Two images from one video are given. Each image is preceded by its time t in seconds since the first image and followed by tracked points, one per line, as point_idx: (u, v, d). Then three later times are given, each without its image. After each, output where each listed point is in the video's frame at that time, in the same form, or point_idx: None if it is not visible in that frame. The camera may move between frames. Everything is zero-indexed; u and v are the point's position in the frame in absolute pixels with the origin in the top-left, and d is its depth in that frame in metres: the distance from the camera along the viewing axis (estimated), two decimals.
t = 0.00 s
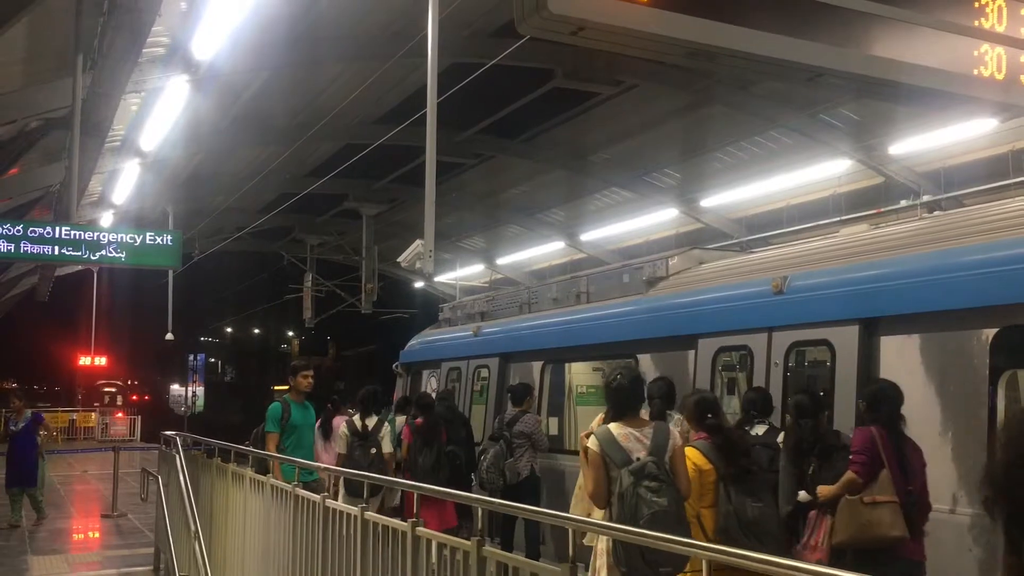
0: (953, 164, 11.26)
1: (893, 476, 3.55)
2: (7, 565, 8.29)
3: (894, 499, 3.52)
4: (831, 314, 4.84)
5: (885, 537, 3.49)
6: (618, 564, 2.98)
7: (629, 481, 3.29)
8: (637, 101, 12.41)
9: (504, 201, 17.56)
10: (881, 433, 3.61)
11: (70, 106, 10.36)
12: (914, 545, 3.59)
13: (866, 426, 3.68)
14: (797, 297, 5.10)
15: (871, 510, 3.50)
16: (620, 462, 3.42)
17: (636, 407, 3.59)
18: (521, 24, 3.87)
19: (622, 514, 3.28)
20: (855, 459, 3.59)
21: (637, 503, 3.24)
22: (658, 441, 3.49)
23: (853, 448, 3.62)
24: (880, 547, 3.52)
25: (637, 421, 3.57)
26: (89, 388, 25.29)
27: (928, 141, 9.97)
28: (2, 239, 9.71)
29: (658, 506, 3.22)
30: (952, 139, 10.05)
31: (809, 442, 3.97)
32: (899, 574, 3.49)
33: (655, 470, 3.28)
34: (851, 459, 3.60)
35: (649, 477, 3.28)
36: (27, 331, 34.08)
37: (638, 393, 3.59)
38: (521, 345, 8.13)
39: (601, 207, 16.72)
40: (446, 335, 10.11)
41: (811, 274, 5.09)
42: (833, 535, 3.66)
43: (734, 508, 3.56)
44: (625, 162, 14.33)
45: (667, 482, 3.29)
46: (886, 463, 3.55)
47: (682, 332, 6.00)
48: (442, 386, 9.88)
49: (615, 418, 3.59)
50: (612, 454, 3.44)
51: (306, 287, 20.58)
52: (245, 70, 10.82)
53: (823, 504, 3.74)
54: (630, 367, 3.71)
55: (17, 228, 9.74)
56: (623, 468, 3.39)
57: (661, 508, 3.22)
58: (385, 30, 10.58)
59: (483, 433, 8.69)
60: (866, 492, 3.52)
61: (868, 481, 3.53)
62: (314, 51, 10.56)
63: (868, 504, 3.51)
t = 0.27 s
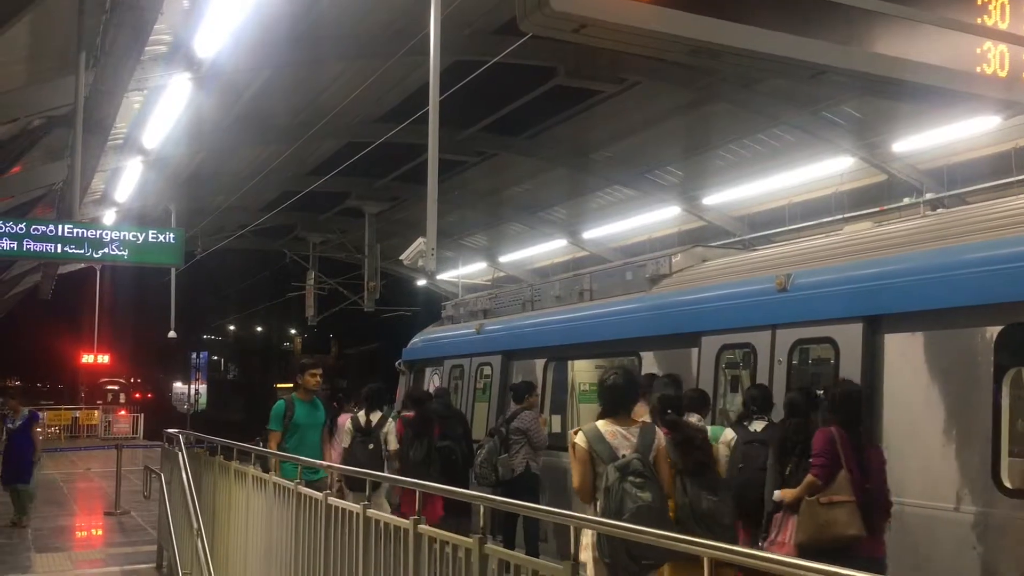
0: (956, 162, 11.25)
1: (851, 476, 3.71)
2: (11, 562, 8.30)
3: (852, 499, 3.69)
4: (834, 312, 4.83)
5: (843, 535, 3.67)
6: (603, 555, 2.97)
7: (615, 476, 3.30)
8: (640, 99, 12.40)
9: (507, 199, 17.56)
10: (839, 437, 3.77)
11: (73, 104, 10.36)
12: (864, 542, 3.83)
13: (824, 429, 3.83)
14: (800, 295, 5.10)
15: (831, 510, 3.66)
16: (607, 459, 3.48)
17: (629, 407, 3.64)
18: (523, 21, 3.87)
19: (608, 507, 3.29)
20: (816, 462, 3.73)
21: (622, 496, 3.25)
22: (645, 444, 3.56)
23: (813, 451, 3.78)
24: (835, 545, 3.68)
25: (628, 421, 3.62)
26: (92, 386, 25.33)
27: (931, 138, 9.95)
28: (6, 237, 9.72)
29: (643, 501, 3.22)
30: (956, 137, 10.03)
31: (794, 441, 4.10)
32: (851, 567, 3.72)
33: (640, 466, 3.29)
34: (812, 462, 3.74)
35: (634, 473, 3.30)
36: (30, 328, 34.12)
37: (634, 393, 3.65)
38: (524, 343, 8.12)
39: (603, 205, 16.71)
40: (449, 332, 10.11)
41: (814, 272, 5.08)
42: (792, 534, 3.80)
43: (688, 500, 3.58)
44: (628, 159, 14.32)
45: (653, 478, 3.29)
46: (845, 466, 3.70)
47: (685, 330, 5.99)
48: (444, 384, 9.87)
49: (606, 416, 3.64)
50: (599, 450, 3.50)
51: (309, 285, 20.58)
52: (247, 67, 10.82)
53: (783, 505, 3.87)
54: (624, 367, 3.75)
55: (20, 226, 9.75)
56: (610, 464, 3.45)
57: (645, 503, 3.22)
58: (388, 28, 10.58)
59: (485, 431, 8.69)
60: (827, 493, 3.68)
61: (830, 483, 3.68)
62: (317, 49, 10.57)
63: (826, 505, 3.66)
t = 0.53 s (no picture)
0: (958, 160, 11.24)
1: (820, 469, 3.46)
2: (13, 559, 8.32)
3: (819, 490, 3.44)
4: (835, 310, 4.84)
5: (810, 527, 3.40)
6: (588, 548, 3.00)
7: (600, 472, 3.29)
8: (641, 97, 12.40)
9: (508, 197, 17.56)
10: (806, 428, 3.54)
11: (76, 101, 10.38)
12: (847, 537, 3.48)
13: (794, 421, 3.61)
14: (801, 293, 5.10)
15: (795, 502, 3.43)
16: (594, 454, 3.52)
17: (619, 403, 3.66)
18: (526, 18, 3.86)
19: (592, 503, 3.28)
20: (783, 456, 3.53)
21: (606, 491, 3.24)
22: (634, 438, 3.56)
23: (782, 444, 3.57)
24: (808, 540, 3.43)
25: (618, 416, 3.64)
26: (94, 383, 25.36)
27: (933, 136, 9.95)
28: (7, 235, 9.73)
29: (627, 496, 3.21)
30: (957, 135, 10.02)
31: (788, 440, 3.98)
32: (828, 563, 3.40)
33: (627, 461, 3.27)
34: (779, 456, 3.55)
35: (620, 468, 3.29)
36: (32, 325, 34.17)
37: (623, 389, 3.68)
38: (525, 341, 8.13)
39: (605, 203, 16.71)
40: (450, 330, 10.11)
41: (814, 270, 5.09)
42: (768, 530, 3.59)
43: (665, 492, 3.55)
44: (629, 157, 14.31)
45: (638, 473, 3.27)
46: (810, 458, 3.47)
47: (686, 327, 6.00)
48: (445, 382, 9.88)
49: (597, 411, 3.67)
50: (588, 445, 3.54)
51: (311, 282, 20.60)
52: (249, 65, 10.83)
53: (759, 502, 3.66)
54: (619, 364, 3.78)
55: (22, 223, 9.76)
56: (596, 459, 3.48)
57: (629, 498, 3.20)
58: (389, 25, 10.58)
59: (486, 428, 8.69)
60: (790, 487, 3.46)
61: (794, 476, 3.47)
62: (318, 46, 10.57)
63: (791, 497, 3.44)
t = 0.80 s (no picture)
0: (958, 159, 11.23)
1: (794, 470, 3.48)
2: (13, 555, 8.33)
3: (789, 492, 3.47)
4: (834, 308, 4.84)
5: (776, 527, 3.47)
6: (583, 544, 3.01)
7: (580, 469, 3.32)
8: (642, 95, 12.40)
9: (509, 195, 17.55)
10: (784, 430, 3.54)
11: (76, 98, 10.39)
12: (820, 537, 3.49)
13: (776, 421, 3.62)
14: (801, 292, 5.11)
15: (765, 501, 3.50)
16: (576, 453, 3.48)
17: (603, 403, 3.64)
18: (526, 17, 3.86)
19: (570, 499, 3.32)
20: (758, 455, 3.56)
21: (585, 488, 3.27)
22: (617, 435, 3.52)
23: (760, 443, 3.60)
24: (776, 538, 3.50)
25: (600, 415, 3.62)
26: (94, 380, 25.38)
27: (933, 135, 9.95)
28: (8, 232, 9.74)
29: (605, 492, 3.24)
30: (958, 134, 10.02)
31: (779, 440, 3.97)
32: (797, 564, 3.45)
33: (607, 458, 3.30)
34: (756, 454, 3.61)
35: (601, 464, 3.31)
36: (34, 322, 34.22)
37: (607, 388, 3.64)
38: (525, 339, 8.14)
39: (605, 201, 16.70)
40: (451, 328, 10.12)
41: (814, 269, 5.09)
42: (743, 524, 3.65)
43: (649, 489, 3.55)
44: (630, 155, 14.31)
45: (619, 470, 3.30)
46: (783, 459, 3.50)
47: (687, 325, 6.00)
48: (445, 379, 9.88)
49: (583, 412, 3.64)
50: (571, 444, 3.52)
51: (311, 280, 20.60)
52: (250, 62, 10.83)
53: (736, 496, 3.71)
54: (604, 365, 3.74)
55: (23, 220, 9.77)
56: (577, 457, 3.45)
57: (607, 495, 3.24)
58: (390, 23, 10.57)
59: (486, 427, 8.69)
60: (761, 485, 3.53)
61: (767, 475, 3.52)
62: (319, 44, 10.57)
63: (761, 495, 3.51)
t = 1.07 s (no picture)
0: (958, 157, 11.23)
1: (762, 463, 3.47)
2: (12, 553, 8.32)
3: (757, 483, 3.44)
4: (833, 307, 4.84)
5: (746, 518, 3.40)
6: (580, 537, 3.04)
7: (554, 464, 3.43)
8: (641, 93, 12.39)
9: (508, 193, 17.54)
10: (752, 424, 3.56)
11: (76, 96, 10.37)
12: (788, 529, 3.44)
13: (743, 418, 3.63)
14: (799, 290, 5.11)
15: (734, 492, 3.45)
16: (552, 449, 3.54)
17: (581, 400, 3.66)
18: (526, 15, 3.86)
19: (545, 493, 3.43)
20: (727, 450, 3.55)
21: (558, 483, 3.38)
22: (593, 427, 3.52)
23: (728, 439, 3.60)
24: (747, 531, 3.42)
25: (577, 412, 3.64)
26: (94, 378, 25.36)
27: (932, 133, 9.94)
28: (7, 229, 9.72)
29: (575, 486, 3.34)
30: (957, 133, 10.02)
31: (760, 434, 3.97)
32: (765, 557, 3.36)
33: (578, 453, 3.41)
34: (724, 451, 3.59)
35: (572, 459, 3.41)
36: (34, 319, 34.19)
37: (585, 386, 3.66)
38: (525, 337, 8.13)
39: (605, 199, 16.70)
40: (450, 325, 10.11)
41: (812, 267, 5.09)
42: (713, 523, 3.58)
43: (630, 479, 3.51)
44: (629, 153, 14.31)
45: (590, 464, 3.40)
46: (751, 451, 3.50)
47: (686, 323, 6.00)
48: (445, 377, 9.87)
49: (562, 410, 3.66)
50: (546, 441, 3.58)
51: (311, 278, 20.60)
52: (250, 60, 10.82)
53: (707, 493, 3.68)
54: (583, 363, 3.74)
55: (23, 217, 9.75)
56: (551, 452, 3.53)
57: (577, 488, 3.33)
58: (390, 20, 10.55)
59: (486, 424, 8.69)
60: (731, 477, 3.49)
61: (735, 467, 3.50)
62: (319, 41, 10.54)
63: (731, 487, 3.47)
